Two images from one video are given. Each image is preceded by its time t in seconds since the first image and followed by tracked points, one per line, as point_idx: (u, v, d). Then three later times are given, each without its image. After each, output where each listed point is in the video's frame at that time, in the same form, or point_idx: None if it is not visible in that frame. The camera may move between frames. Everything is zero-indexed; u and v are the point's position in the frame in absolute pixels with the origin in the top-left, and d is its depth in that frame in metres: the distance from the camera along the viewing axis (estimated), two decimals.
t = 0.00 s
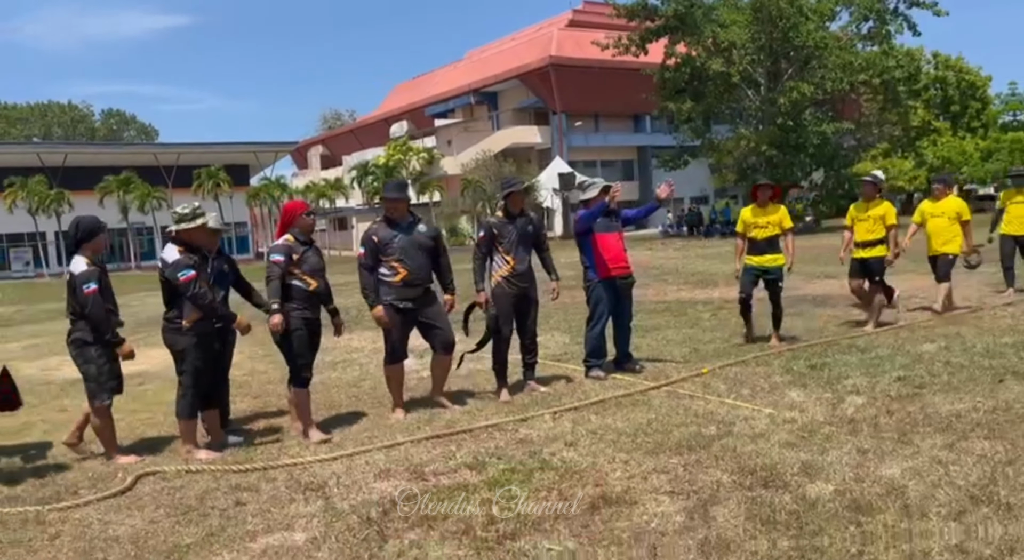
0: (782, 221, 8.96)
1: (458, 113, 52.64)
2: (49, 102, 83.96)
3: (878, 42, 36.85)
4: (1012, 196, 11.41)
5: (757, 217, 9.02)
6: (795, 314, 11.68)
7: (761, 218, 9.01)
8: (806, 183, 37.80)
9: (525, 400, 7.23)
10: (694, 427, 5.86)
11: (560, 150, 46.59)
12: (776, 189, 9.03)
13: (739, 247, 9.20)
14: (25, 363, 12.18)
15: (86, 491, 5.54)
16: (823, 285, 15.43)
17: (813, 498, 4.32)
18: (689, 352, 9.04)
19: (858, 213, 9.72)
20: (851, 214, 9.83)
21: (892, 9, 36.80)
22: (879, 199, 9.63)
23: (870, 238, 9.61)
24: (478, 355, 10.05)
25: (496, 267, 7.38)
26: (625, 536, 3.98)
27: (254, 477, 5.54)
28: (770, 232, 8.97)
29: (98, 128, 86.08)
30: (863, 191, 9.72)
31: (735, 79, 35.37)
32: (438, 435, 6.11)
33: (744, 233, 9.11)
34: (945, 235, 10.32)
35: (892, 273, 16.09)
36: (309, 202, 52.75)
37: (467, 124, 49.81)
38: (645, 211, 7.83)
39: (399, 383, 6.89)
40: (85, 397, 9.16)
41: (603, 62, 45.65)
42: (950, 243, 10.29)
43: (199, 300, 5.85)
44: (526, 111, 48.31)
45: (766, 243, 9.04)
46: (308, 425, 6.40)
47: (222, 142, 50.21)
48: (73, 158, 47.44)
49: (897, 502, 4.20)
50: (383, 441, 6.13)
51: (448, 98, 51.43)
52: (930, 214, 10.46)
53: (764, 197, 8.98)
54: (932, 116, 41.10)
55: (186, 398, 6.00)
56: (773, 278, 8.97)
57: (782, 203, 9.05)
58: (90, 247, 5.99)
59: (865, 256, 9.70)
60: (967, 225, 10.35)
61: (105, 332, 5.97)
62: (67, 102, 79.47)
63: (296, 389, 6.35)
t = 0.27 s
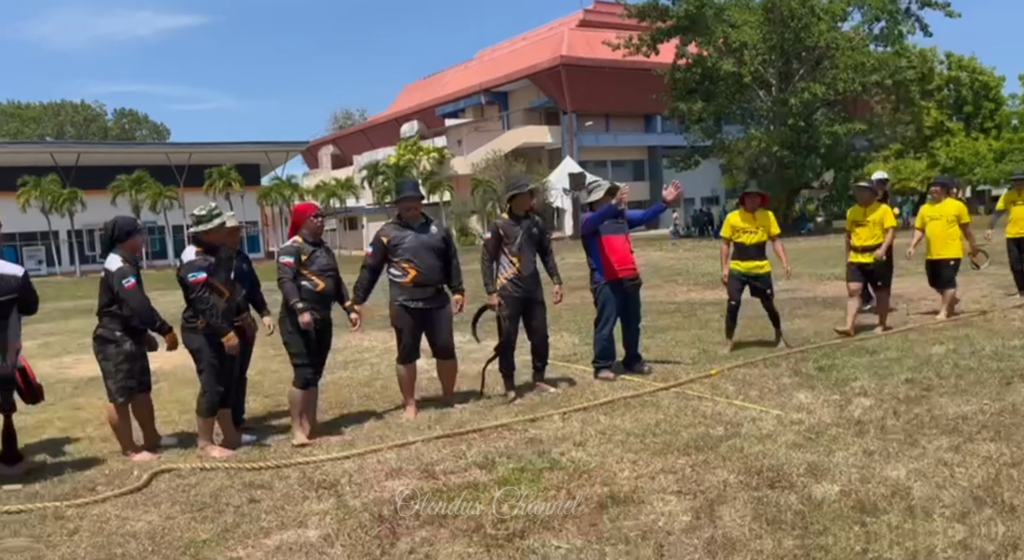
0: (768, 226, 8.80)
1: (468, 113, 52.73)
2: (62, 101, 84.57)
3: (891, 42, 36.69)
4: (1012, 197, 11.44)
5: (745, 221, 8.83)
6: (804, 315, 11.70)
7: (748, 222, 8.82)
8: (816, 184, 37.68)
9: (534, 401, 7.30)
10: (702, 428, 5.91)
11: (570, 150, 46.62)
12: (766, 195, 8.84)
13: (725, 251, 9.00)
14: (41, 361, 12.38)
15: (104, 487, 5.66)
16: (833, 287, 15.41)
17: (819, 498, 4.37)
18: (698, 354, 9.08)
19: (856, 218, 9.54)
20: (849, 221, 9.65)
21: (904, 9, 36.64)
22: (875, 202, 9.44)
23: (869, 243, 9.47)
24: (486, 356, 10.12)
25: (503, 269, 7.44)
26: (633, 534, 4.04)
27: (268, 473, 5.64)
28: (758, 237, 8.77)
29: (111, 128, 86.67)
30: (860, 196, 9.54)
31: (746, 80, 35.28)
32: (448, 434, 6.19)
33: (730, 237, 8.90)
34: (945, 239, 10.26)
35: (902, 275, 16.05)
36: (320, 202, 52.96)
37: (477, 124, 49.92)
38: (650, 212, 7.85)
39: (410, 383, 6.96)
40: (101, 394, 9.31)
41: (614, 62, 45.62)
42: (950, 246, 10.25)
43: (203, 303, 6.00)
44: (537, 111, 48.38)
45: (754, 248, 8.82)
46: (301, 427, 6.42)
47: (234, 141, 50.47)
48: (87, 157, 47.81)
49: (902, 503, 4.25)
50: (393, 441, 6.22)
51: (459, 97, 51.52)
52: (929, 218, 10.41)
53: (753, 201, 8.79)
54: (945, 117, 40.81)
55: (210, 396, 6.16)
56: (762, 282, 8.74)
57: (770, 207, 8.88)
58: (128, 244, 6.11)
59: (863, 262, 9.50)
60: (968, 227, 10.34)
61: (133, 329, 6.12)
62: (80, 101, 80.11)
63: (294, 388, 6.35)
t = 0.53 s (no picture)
0: (761, 224, 8.65)
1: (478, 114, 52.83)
2: (75, 102, 85.18)
3: (902, 42, 36.54)
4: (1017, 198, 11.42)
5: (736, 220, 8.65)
6: (814, 316, 11.71)
7: (741, 220, 8.64)
8: (827, 185, 37.59)
9: (545, 400, 7.36)
10: (711, 427, 5.96)
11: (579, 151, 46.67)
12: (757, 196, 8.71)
13: (716, 250, 8.81)
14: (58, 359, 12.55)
15: (122, 483, 5.76)
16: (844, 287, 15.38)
17: (827, 497, 4.42)
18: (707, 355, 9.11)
19: (848, 219, 9.40)
20: (843, 223, 9.55)
21: (915, 9, 36.51)
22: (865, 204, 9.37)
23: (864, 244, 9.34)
24: (497, 356, 10.20)
25: (514, 271, 7.50)
26: (642, 531, 4.11)
27: (283, 471, 5.72)
28: (752, 236, 8.61)
29: (123, 129, 87.25)
30: (853, 200, 9.56)
31: (757, 80, 35.20)
32: (460, 433, 6.25)
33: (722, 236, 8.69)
34: (945, 241, 10.20)
35: (913, 275, 16.02)
36: (330, 202, 53.17)
37: (487, 125, 50.06)
38: (659, 212, 7.87)
39: (423, 381, 7.05)
40: (117, 393, 9.44)
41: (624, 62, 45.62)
42: (949, 249, 10.19)
43: (200, 306, 6.05)
44: (547, 111, 48.47)
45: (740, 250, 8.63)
46: (296, 429, 6.44)
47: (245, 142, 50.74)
48: (100, 158, 48.19)
49: (909, 502, 4.29)
50: (405, 439, 6.29)
51: (469, 98, 51.61)
52: (927, 221, 10.27)
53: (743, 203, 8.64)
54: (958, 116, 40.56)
55: (217, 399, 6.20)
56: (755, 282, 8.49)
57: (762, 206, 8.76)
58: (156, 250, 6.30)
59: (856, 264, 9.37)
60: (966, 228, 10.13)
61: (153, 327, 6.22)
62: (94, 102, 80.69)
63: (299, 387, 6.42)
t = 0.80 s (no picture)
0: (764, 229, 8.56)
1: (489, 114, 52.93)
2: (89, 104, 85.86)
3: (915, 41, 36.41)
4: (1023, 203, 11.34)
5: (744, 222, 8.55)
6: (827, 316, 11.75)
7: (744, 223, 8.55)
8: (839, 185, 37.47)
9: (560, 398, 7.44)
10: (726, 425, 6.02)
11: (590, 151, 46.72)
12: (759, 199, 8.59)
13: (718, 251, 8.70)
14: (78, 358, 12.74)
15: (146, 477, 5.87)
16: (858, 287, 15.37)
17: (841, 492, 4.47)
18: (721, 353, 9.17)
19: (847, 218, 9.28)
20: (841, 222, 9.41)
21: (928, 8, 36.34)
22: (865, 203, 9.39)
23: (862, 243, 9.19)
24: (511, 355, 10.28)
25: (530, 271, 7.57)
26: (659, 524, 4.17)
27: (302, 466, 5.82)
28: (756, 240, 8.51)
29: (136, 130, 87.89)
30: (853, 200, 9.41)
31: (769, 80, 35.16)
32: (476, 429, 6.33)
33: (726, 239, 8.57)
34: (935, 244, 9.89)
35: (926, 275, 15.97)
36: (342, 203, 53.40)
37: (498, 125, 50.22)
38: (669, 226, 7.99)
39: (439, 379, 7.13)
40: (137, 390, 9.58)
41: (635, 63, 45.60)
42: (941, 252, 9.87)
43: (206, 303, 6.25)
44: (558, 112, 48.58)
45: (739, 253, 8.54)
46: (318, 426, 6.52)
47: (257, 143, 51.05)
48: (114, 159, 48.60)
49: (923, 498, 4.34)
50: (422, 435, 6.38)
51: (480, 99, 51.72)
52: (921, 222, 10.00)
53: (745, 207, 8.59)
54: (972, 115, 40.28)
55: (228, 399, 6.25)
56: (756, 286, 8.52)
57: (765, 210, 8.67)
58: (179, 253, 6.57)
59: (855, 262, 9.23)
60: (957, 230, 9.69)
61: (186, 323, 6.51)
62: (107, 104, 81.31)
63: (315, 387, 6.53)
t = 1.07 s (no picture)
0: (768, 228, 8.63)
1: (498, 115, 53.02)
2: (100, 105, 86.40)
3: (924, 41, 36.31)
4: None
5: (751, 220, 8.57)
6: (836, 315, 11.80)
7: (751, 222, 8.57)
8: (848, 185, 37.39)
9: (571, 396, 7.51)
10: (736, 422, 6.08)
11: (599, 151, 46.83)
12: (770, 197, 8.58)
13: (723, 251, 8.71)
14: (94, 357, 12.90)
15: (164, 473, 5.97)
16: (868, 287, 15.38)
17: (851, 488, 4.53)
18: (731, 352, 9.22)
19: (845, 218, 9.16)
20: (834, 222, 9.26)
21: (937, 8, 36.23)
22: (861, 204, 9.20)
23: (853, 245, 9.04)
24: (522, 355, 10.36)
25: (543, 271, 7.64)
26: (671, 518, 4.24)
27: (317, 462, 5.91)
28: (760, 239, 8.56)
29: (146, 132, 88.40)
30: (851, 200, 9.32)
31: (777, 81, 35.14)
32: (488, 427, 6.41)
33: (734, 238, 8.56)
34: (930, 244, 9.91)
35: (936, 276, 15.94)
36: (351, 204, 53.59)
37: (506, 126, 50.43)
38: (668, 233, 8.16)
39: (451, 378, 7.22)
40: (152, 389, 9.71)
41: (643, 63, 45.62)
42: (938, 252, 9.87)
43: (217, 303, 6.28)
44: (566, 112, 48.77)
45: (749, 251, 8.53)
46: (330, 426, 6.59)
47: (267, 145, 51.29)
48: (126, 161, 48.94)
49: (932, 493, 4.39)
50: (435, 433, 6.46)
51: (489, 100, 51.82)
52: (917, 222, 10.06)
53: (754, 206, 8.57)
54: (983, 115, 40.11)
55: (242, 397, 6.36)
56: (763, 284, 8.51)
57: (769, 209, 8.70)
58: (190, 255, 6.66)
59: (848, 266, 9.04)
60: (957, 232, 9.79)
61: (194, 324, 6.54)
62: (118, 106, 81.80)
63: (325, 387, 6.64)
